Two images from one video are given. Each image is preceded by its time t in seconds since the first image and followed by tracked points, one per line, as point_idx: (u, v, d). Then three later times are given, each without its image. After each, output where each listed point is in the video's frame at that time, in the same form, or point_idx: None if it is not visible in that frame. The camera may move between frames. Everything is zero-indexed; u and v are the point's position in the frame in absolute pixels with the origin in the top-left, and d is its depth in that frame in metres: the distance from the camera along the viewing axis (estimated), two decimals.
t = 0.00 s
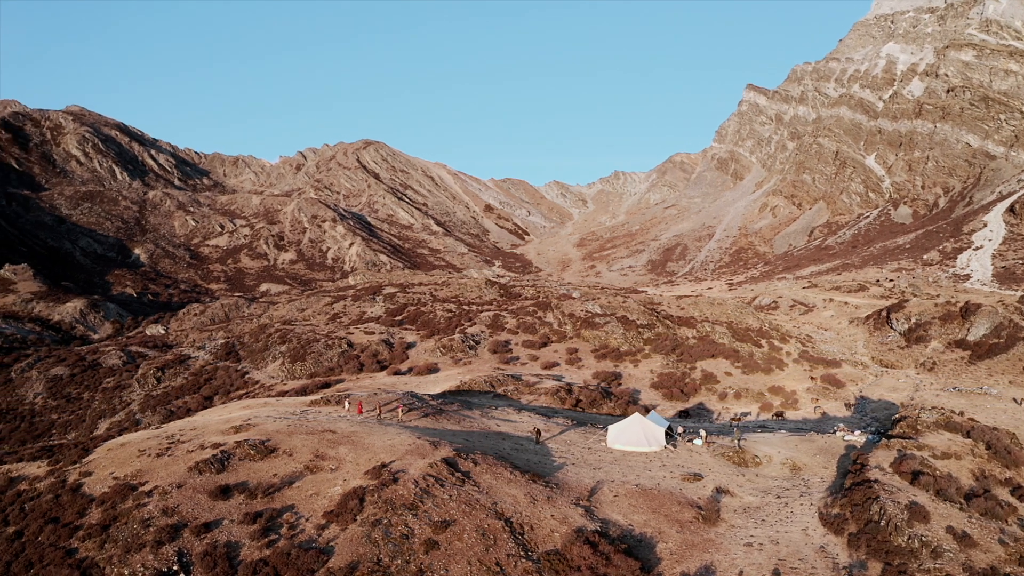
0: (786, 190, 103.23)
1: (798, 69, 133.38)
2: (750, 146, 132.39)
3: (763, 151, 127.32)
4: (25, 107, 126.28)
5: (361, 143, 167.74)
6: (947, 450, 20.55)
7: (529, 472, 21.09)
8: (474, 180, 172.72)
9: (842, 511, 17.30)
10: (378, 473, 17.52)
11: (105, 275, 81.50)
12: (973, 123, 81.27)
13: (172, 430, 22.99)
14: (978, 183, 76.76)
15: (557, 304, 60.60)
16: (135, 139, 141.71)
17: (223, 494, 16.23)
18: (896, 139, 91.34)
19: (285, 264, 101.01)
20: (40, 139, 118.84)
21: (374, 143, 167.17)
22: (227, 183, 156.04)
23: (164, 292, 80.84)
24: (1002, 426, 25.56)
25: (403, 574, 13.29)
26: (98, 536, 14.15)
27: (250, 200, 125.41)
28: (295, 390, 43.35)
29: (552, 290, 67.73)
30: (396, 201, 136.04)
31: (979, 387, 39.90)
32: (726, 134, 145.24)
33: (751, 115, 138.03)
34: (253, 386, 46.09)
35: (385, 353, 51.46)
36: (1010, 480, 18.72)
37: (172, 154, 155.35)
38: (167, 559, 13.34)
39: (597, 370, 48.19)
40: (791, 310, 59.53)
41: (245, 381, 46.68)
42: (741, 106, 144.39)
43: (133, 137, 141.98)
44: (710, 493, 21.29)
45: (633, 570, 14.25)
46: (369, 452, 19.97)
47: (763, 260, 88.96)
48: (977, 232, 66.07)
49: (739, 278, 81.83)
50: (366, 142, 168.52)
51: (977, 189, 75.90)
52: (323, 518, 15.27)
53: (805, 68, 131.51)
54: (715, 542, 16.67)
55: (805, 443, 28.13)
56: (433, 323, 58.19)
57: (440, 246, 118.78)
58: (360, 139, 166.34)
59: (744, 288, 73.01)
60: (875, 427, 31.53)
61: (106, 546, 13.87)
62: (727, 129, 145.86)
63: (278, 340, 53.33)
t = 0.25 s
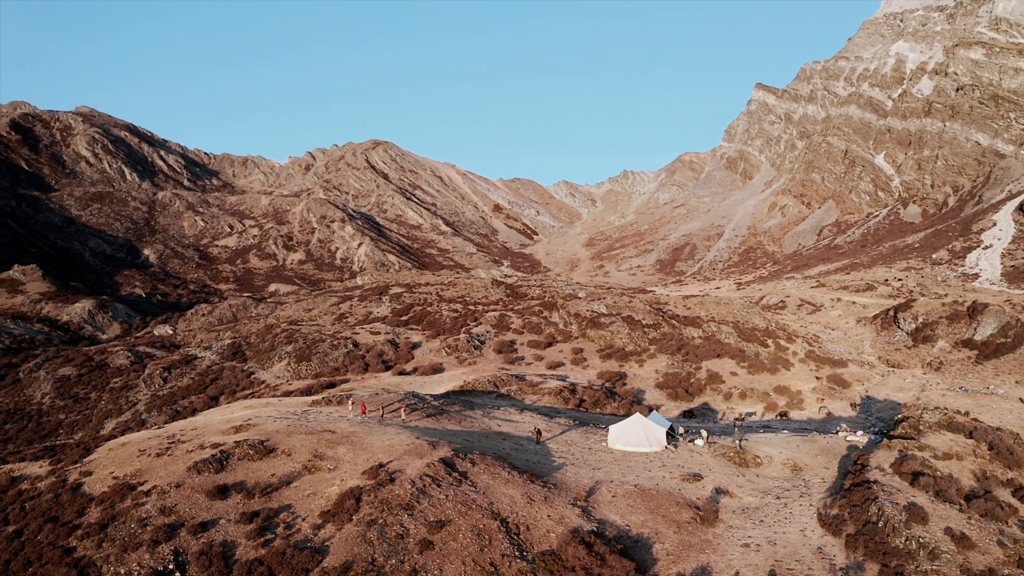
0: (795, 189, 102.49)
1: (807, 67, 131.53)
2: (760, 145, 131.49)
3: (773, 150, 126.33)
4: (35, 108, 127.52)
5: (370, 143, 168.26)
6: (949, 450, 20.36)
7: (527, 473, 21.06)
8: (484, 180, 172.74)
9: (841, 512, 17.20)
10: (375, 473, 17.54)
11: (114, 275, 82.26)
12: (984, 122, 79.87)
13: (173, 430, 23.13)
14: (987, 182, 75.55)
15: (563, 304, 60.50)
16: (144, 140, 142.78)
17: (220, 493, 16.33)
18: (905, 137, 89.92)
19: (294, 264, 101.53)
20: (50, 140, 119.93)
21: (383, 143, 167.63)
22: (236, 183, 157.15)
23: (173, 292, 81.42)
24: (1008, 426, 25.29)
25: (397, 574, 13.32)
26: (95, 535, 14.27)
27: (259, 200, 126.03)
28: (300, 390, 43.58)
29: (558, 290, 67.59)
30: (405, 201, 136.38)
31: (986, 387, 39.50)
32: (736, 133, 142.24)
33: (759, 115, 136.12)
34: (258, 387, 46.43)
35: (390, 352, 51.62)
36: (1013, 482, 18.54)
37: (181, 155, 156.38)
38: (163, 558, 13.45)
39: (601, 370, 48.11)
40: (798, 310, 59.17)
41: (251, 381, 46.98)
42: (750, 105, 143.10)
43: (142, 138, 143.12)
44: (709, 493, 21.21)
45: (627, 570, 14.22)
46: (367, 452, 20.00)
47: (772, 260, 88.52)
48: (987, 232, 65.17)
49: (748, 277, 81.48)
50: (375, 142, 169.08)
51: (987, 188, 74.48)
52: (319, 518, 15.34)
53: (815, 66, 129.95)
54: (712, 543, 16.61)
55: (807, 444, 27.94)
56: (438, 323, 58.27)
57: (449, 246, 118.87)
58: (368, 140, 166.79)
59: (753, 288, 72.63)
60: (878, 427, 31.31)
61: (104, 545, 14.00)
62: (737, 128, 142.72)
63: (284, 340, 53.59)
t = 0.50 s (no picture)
0: (805, 188, 100.60)
1: (816, 66, 130.36)
2: (769, 144, 130.81)
3: (782, 149, 125.59)
4: (45, 109, 128.48)
5: (378, 143, 168.90)
6: (950, 451, 20.21)
7: (525, 473, 21.06)
8: (492, 180, 172.83)
9: (839, 513, 17.09)
10: (372, 473, 17.59)
11: (123, 276, 82.89)
12: (992, 121, 78.65)
13: (174, 430, 23.28)
14: (997, 180, 74.22)
15: (568, 305, 60.43)
16: (154, 141, 143.79)
17: (218, 493, 16.43)
18: (914, 137, 88.90)
19: (302, 264, 102.06)
20: (59, 141, 120.76)
21: (392, 144, 168.19)
22: (245, 184, 158.02)
23: (182, 293, 81.97)
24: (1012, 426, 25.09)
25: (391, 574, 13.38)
26: (93, 535, 14.40)
27: (267, 201, 126.67)
28: (305, 391, 43.84)
29: (564, 290, 67.52)
30: (414, 202, 136.80)
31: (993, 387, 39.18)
32: (745, 133, 141.54)
33: (768, 114, 135.43)
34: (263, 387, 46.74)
35: (395, 353, 51.78)
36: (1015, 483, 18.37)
37: (190, 155, 157.43)
38: (158, 557, 13.54)
39: (606, 370, 48.06)
40: (805, 310, 58.86)
41: (256, 382, 47.26)
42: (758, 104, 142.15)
43: (151, 139, 144.20)
44: (708, 493, 21.13)
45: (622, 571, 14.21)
46: (365, 452, 20.06)
47: (781, 259, 88.07)
48: (997, 231, 64.34)
49: (756, 277, 81.21)
50: (383, 143, 169.74)
51: (997, 186, 73.26)
52: (315, 518, 15.40)
53: (824, 65, 128.81)
54: (709, 544, 16.55)
55: (808, 444, 27.78)
56: (444, 323, 58.37)
57: (457, 246, 119.04)
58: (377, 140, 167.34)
59: (760, 288, 72.34)
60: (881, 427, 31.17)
61: (101, 544, 14.13)
62: (746, 128, 142.29)
63: (289, 340, 53.83)
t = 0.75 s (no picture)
0: (813, 187, 100.76)
1: (826, 65, 129.20)
2: (778, 143, 130.11)
3: (791, 148, 124.86)
4: (54, 110, 129.60)
5: (387, 143, 169.54)
6: (951, 452, 20.03)
7: (523, 473, 21.03)
8: (501, 180, 172.95)
9: (838, 514, 16.99)
10: (369, 473, 17.64)
11: (132, 276, 83.53)
12: (1001, 119, 77.34)
13: (174, 430, 23.43)
14: (1006, 179, 73.04)
15: (573, 304, 60.34)
16: (162, 142, 144.83)
17: (215, 493, 16.53)
18: (923, 135, 87.86)
19: (311, 264, 102.60)
20: (69, 142, 121.74)
21: (400, 144, 168.67)
22: (253, 185, 158.92)
23: (190, 293, 82.55)
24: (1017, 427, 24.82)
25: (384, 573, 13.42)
26: (91, 533, 14.53)
27: (275, 202, 127.24)
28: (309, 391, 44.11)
29: (570, 289, 67.41)
30: (422, 202, 137.12)
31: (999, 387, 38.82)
32: (753, 132, 141.36)
33: (777, 113, 134.76)
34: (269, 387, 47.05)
35: (400, 353, 51.92)
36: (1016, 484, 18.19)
37: (199, 156, 158.47)
38: (154, 556, 13.65)
39: (610, 370, 47.99)
40: (812, 309, 58.49)
41: (261, 382, 47.58)
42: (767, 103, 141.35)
43: (160, 140, 145.19)
44: (706, 494, 21.05)
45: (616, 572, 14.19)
46: (363, 452, 20.11)
47: (789, 259, 87.60)
48: (1007, 229, 63.45)
49: (764, 276, 80.89)
50: (392, 143, 170.24)
51: (1007, 185, 71.99)
52: (311, 518, 15.46)
53: (832, 64, 127.63)
54: (706, 544, 16.50)
55: (810, 445, 27.60)
56: (449, 323, 58.47)
57: (466, 246, 119.16)
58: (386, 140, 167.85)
59: (768, 288, 72.01)
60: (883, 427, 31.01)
61: (98, 543, 14.26)
62: (755, 127, 141.79)
63: (295, 340, 54.09)
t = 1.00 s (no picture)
0: (822, 186, 100.18)
1: (834, 64, 128.06)
2: (786, 142, 129.38)
3: (800, 147, 124.08)
4: (64, 112, 130.68)
5: (396, 143, 170.25)
6: (952, 452, 19.85)
7: (521, 473, 21.01)
8: (509, 180, 173.09)
9: (835, 515, 16.91)
10: (365, 473, 17.67)
11: (141, 277, 84.17)
12: (1012, 117, 76.52)
13: (175, 430, 23.57)
14: (1016, 177, 72.26)
15: (578, 304, 60.25)
16: (171, 143, 145.85)
17: (213, 492, 16.64)
18: (932, 134, 86.98)
19: (319, 264, 103.15)
20: (78, 143, 122.70)
21: (409, 144, 169.14)
22: (261, 185, 159.76)
23: (199, 293, 83.12)
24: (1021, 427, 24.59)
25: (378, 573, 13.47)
26: (89, 532, 14.66)
27: (284, 202, 127.77)
28: (314, 390, 44.38)
29: (576, 289, 67.31)
30: (430, 202, 137.39)
31: (1006, 387, 38.47)
32: (762, 131, 140.20)
33: (786, 112, 134.00)
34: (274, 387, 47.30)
35: (405, 353, 52.04)
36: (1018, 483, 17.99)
37: (208, 157, 159.54)
38: (150, 555, 13.75)
39: (615, 370, 47.93)
40: (819, 309, 58.13)
41: (267, 382, 47.83)
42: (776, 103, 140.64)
43: (168, 141, 146.29)
44: (704, 494, 20.97)
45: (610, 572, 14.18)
46: (361, 452, 20.16)
47: (798, 258, 87.09)
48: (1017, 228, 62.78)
49: (773, 276, 80.56)
50: (400, 143, 170.75)
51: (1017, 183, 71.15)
52: (307, 517, 15.52)
53: (841, 62, 126.54)
54: (703, 545, 16.45)
55: (811, 445, 27.45)
56: (454, 323, 58.58)
57: (474, 246, 119.23)
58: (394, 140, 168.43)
59: (775, 287, 71.65)
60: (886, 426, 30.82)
61: (95, 541, 14.38)
62: (763, 126, 141.09)
63: (300, 340, 54.35)
